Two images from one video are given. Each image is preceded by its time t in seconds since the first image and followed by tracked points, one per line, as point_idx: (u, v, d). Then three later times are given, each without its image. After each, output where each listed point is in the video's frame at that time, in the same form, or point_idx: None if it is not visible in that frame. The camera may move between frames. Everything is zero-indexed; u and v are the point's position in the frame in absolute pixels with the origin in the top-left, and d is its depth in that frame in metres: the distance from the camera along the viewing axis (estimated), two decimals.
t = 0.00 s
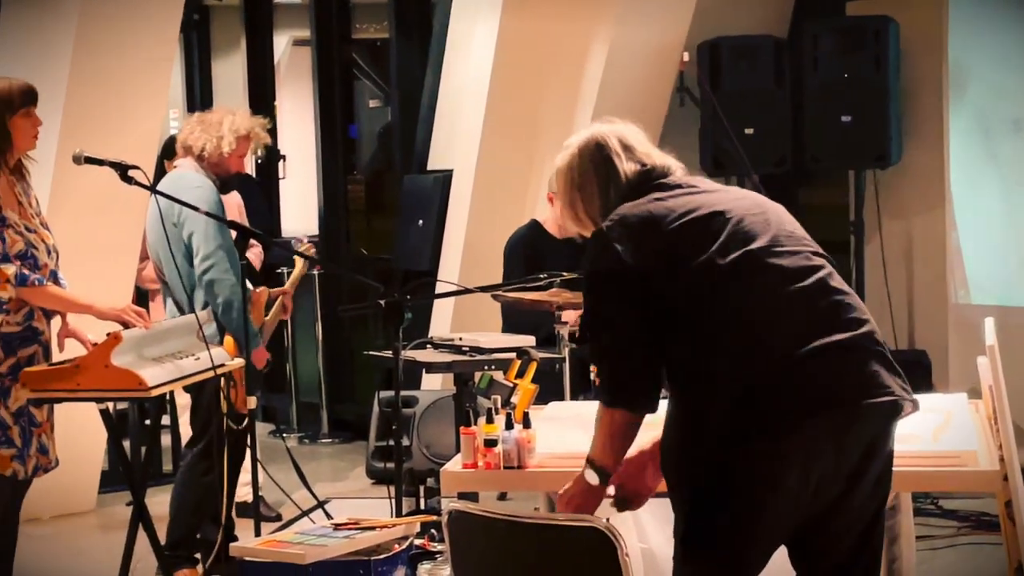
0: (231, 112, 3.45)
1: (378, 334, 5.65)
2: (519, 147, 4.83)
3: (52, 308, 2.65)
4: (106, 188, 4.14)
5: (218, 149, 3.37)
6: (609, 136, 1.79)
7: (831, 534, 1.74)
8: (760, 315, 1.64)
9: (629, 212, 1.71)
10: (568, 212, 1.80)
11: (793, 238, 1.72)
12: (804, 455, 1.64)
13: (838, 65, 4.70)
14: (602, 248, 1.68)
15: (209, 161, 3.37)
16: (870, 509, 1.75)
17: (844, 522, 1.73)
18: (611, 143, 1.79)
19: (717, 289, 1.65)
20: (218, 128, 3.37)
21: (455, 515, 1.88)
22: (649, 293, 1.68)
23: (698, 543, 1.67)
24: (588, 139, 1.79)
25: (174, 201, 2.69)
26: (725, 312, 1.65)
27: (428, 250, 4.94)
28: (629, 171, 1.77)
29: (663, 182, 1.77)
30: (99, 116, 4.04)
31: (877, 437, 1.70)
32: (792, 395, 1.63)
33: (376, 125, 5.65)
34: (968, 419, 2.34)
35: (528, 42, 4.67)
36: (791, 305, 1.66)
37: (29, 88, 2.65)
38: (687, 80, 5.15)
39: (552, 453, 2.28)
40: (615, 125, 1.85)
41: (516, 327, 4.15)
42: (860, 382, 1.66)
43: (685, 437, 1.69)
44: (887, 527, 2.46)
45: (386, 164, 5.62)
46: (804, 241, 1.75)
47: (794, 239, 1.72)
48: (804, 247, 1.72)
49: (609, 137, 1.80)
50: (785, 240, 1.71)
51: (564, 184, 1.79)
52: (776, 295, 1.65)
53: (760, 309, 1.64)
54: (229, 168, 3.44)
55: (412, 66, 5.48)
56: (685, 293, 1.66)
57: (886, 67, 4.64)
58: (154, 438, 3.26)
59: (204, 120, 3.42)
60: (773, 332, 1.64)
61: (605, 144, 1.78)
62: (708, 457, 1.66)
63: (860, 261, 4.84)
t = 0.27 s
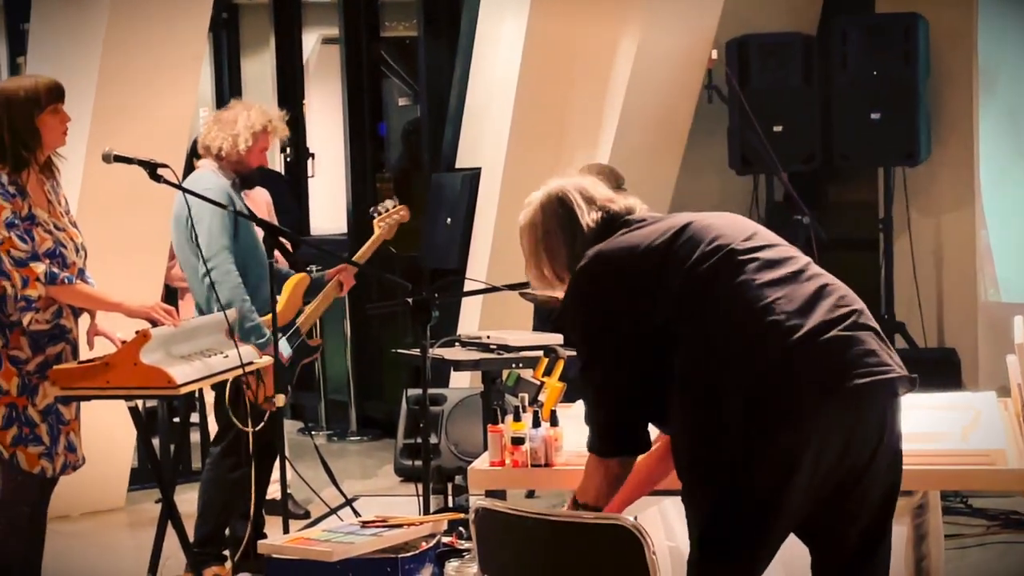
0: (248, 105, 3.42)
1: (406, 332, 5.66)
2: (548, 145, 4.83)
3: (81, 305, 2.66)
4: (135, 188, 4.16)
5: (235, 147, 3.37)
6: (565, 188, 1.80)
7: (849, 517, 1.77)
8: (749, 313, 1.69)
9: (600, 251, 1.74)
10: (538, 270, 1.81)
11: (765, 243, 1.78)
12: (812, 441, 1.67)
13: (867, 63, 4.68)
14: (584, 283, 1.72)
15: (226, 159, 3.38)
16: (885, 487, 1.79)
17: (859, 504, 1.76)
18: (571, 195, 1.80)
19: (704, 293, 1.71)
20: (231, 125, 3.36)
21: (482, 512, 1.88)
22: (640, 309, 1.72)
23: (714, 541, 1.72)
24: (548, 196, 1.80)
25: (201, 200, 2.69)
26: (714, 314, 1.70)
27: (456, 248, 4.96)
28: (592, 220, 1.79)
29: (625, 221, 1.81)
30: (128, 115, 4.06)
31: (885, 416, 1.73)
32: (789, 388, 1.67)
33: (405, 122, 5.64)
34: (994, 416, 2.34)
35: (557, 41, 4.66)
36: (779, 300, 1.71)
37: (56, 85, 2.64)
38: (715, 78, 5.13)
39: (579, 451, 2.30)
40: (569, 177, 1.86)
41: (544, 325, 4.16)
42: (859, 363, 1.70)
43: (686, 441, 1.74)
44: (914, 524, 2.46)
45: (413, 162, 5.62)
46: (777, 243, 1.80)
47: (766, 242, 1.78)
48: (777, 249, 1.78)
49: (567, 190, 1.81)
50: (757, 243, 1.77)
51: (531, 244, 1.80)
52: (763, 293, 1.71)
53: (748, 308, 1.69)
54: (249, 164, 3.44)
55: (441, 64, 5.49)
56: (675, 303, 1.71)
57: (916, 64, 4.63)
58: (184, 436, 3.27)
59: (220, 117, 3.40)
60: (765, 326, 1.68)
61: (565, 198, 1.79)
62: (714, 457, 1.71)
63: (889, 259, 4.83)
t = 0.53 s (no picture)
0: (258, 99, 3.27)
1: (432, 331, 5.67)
2: (574, 144, 4.85)
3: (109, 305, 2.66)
4: (163, 187, 4.17)
5: (248, 147, 3.24)
6: (564, 229, 1.79)
7: (887, 507, 1.78)
8: (763, 316, 1.69)
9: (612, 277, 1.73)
10: (545, 314, 1.79)
11: (768, 250, 1.78)
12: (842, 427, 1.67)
13: (894, 62, 4.67)
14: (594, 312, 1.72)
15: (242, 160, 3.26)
16: (916, 474, 1.79)
17: (894, 491, 1.77)
18: (571, 235, 1.78)
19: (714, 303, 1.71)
20: (239, 124, 3.23)
21: (508, 512, 1.88)
22: (655, 325, 1.72)
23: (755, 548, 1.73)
24: (547, 237, 1.78)
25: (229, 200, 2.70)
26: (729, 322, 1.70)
27: (482, 249, 4.98)
28: (594, 260, 1.78)
29: (628, 251, 1.80)
30: (156, 115, 4.08)
31: (911, 400, 1.73)
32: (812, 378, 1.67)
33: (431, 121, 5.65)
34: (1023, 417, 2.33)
35: (584, 38, 4.70)
36: (792, 297, 1.70)
37: (84, 86, 2.65)
38: (742, 77, 5.12)
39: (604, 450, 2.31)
40: (561, 216, 1.84)
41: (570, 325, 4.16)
42: (878, 349, 1.70)
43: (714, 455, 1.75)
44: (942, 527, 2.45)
45: (438, 161, 5.61)
46: (780, 248, 1.81)
47: (768, 248, 1.78)
48: (780, 253, 1.78)
49: (567, 230, 1.79)
50: (761, 250, 1.77)
51: (535, 287, 1.78)
52: (774, 293, 1.70)
53: (761, 311, 1.69)
54: (271, 159, 3.30)
55: (467, 63, 5.51)
56: (687, 313, 1.71)
57: (943, 63, 4.61)
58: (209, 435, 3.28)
59: (231, 117, 3.26)
60: (781, 326, 1.68)
61: (566, 238, 1.78)
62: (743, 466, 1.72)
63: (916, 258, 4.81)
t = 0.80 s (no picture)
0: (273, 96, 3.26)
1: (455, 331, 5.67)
2: (596, 143, 4.83)
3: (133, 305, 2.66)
4: (186, 187, 4.19)
5: (264, 145, 3.22)
6: (583, 246, 1.78)
7: (919, 501, 1.76)
8: (787, 315, 1.69)
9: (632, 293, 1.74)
10: (567, 332, 1.79)
11: (791, 252, 1.79)
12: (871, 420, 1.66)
13: (917, 60, 4.66)
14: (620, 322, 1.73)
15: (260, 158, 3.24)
16: (945, 468, 1.78)
17: (926, 484, 1.76)
18: (591, 251, 1.77)
19: (738, 306, 1.72)
20: (253, 124, 3.22)
21: (531, 511, 1.88)
22: (680, 330, 1.73)
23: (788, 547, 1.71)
24: (567, 253, 1.77)
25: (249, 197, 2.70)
26: (755, 323, 1.70)
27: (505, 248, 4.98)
28: (615, 274, 1.77)
29: (649, 263, 1.80)
30: (179, 115, 4.09)
31: (941, 389, 1.72)
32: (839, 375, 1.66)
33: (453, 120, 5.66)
34: None
35: (604, 39, 4.69)
36: (816, 296, 1.70)
37: (100, 82, 2.65)
38: (766, 75, 5.10)
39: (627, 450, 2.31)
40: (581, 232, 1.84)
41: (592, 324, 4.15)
42: (905, 339, 1.68)
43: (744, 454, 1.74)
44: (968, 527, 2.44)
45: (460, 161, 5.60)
46: (802, 251, 1.80)
47: (790, 250, 1.78)
48: (802, 255, 1.79)
49: (587, 246, 1.78)
50: (783, 253, 1.77)
51: (556, 306, 1.78)
52: (798, 293, 1.70)
53: (785, 310, 1.69)
54: (292, 155, 3.28)
55: (489, 62, 5.49)
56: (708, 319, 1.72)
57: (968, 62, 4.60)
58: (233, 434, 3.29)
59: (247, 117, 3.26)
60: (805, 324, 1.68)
61: (586, 255, 1.77)
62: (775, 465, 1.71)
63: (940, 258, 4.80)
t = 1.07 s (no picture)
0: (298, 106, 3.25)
1: (474, 331, 5.67)
2: (615, 143, 4.84)
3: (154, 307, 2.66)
4: (205, 187, 4.19)
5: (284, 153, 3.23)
6: (600, 253, 1.77)
7: (940, 500, 1.76)
8: (807, 313, 1.69)
9: (648, 294, 1.73)
10: (586, 338, 1.78)
11: (807, 253, 1.78)
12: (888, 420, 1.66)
13: (937, 60, 4.69)
14: (638, 325, 1.72)
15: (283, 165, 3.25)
16: (966, 466, 1.78)
17: (946, 483, 1.76)
18: (608, 258, 1.77)
19: (757, 306, 1.71)
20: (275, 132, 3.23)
21: (551, 512, 1.88)
22: (699, 333, 1.72)
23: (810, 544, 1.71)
24: (584, 261, 1.77)
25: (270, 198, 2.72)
26: (775, 322, 1.70)
27: (524, 248, 4.97)
28: (632, 279, 1.76)
29: (666, 268, 1.80)
30: (198, 116, 4.10)
31: (961, 386, 1.72)
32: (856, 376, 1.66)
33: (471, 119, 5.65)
34: None
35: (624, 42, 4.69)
36: (835, 294, 1.70)
37: (123, 84, 2.67)
38: (785, 75, 5.09)
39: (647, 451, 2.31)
40: (601, 240, 1.83)
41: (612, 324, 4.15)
42: (924, 335, 1.68)
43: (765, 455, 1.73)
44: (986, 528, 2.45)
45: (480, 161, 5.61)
46: (819, 251, 1.80)
47: (808, 251, 1.78)
48: (819, 255, 1.78)
49: (603, 252, 1.78)
50: (800, 254, 1.77)
51: (575, 313, 1.77)
52: (817, 292, 1.70)
53: (805, 309, 1.69)
54: (316, 163, 3.26)
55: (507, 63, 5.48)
56: (727, 318, 1.72)
57: (988, 60, 4.64)
58: (252, 435, 3.29)
59: (277, 122, 3.27)
60: (825, 322, 1.68)
61: (602, 261, 1.77)
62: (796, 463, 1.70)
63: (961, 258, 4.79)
